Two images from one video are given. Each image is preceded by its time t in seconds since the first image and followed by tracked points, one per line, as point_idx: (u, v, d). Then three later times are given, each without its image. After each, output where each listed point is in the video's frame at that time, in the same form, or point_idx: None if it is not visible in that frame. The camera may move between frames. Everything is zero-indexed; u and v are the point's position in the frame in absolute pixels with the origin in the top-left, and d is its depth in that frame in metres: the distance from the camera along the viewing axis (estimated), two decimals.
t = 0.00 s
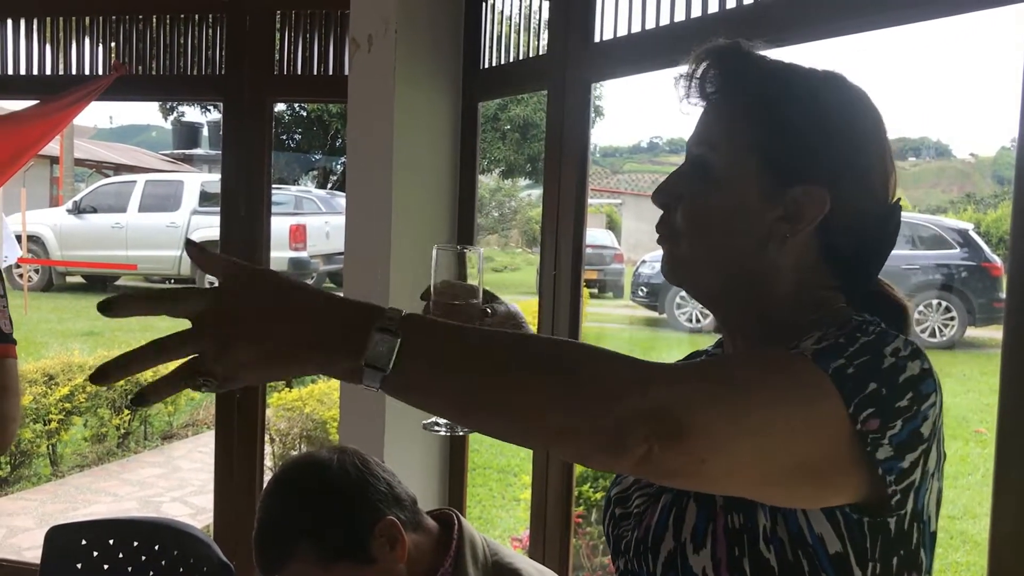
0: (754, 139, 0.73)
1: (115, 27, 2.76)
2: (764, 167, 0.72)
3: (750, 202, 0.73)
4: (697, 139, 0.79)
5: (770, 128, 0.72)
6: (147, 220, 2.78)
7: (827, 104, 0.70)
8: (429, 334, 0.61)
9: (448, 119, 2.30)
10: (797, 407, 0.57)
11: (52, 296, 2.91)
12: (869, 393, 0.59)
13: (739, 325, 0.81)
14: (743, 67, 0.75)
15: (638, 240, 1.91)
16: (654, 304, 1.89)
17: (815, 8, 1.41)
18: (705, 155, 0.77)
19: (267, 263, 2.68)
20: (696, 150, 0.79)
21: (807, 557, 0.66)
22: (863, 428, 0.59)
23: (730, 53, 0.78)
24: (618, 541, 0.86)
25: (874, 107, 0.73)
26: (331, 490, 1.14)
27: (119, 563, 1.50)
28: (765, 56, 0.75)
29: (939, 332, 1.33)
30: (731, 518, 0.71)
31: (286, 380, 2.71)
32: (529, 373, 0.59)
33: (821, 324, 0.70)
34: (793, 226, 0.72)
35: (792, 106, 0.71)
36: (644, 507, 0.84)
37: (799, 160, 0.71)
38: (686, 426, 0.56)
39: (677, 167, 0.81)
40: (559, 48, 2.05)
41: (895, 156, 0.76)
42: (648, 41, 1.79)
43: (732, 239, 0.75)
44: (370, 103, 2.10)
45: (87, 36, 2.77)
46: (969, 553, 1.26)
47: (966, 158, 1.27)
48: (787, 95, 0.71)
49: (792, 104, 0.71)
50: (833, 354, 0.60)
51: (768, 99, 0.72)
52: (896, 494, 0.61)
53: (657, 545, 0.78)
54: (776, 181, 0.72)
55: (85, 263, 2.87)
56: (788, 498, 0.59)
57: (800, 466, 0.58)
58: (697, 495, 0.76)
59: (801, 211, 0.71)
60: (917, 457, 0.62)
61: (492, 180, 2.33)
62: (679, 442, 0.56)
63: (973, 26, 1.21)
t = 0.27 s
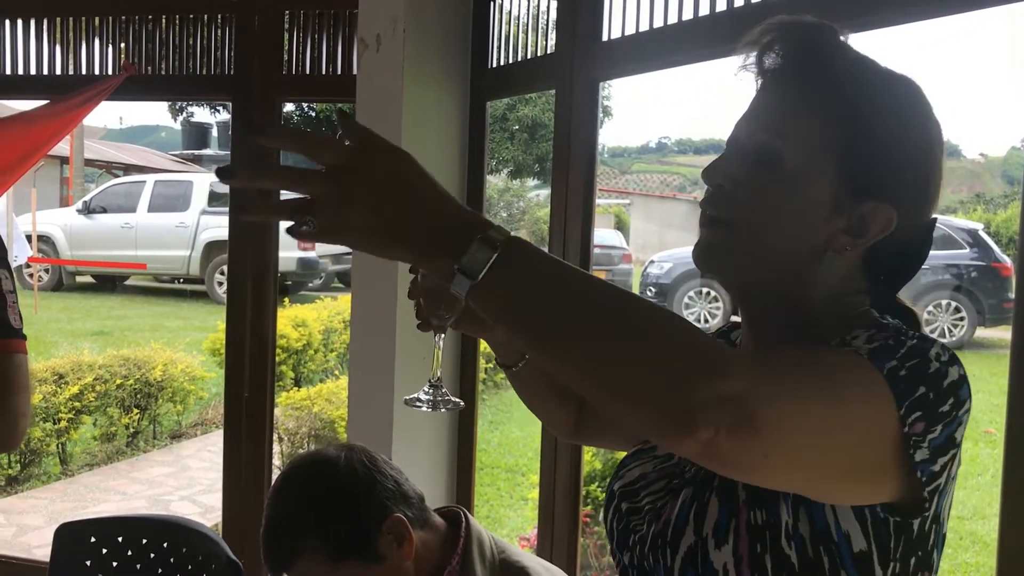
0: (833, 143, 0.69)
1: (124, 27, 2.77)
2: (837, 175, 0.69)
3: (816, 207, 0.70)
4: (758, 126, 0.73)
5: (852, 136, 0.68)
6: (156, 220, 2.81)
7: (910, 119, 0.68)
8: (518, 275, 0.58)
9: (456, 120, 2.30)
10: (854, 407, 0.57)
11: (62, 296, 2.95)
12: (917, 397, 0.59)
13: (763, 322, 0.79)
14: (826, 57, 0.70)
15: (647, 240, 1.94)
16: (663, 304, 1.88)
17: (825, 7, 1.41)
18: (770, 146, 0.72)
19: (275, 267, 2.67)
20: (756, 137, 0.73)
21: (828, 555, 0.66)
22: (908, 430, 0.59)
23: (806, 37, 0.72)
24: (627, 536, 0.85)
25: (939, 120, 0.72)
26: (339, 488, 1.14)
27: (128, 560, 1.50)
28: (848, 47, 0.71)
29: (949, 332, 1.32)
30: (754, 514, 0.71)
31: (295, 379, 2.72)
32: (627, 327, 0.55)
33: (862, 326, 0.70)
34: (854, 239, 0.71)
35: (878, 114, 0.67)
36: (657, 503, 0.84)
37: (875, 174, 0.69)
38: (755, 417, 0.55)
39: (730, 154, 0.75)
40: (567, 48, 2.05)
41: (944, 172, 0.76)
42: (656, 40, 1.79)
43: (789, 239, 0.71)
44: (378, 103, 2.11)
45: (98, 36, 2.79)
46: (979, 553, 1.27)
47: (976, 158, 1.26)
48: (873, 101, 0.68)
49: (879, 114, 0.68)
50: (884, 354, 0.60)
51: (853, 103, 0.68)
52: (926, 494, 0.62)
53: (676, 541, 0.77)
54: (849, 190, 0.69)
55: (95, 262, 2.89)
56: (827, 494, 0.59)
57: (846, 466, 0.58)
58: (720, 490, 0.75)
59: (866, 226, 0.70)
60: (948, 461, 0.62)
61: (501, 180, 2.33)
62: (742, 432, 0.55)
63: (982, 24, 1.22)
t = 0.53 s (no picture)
0: (896, 161, 0.68)
1: (130, 26, 2.77)
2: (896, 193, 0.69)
3: (873, 226, 0.70)
4: (812, 132, 0.70)
5: (920, 160, 0.69)
6: (162, 219, 2.81)
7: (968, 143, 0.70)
8: (646, 287, 0.62)
9: (461, 118, 2.30)
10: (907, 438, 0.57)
11: (69, 295, 2.96)
12: (961, 421, 0.60)
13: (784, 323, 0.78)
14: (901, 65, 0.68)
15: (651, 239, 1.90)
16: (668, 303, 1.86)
17: (833, 4, 1.41)
18: (829, 157, 0.69)
19: (281, 261, 2.68)
20: (808, 144, 0.70)
21: (850, 565, 0.67)
22: (951, 456, 0.60)
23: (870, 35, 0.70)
24: (634, 542, 0.84)
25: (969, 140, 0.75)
26: (345, 485, 1.14)
27: (134, 557, 1.51)
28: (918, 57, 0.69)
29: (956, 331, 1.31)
30: (776, 527, 0.71)
31: (301, 377, 2.71)
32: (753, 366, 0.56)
33: (884, 334, 0.72)
34: (897, 259, 0.73)
35: (947, 142, 0.69)
36: (664, 509, 0.82)
37: (934, 199, 0.70)
38: (833, 459, 0.55)
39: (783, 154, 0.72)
40: (572, 46, 2.05)
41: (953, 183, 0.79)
42: (661, 38, 1.79)
43: (841, 259, 0.70)
44: (383, 101, 2.11)
45: (104, 36, 2.79)
46: (984, 553, 1.26)
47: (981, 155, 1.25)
48: (944, 127, 0.68)
49: (946, 140, 0.69)
50: (929, 379, 0.60)
51: (924, 126, 0.68)
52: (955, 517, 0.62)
53: (694, 551, 0.77)
54: (903, 210, 0.70)
55: (102, 261, 2.90)
56: (876, 525, 0.59)
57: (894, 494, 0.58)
58: (741, 506, 0.74)
59: (910, 245, 0.72)
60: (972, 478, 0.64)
61: (506, 178, 2.33)
62: (819, 472, 0.55)
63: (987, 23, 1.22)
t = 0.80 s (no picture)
0: (919, 179, 0.69)
1: (134, 27, 2.77)
2: (920, 211, 0.71)
3: (895, 246, 0.72)
4: (835, 146, 0.71)
5: (944, 172, 0.69)
6: (166, 218, 2.82)
7: (995, 153, 0.71)
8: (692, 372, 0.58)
9: (464, 117, 2.30)
10: (947, 493, 0.58)
11: (73, 295, 2.96)
12: (990, 455, 0.62)
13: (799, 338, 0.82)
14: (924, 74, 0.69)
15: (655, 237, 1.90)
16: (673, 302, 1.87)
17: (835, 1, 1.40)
18: (850, 174, 0.70)
19: (285, 261, 2.69)
20: (832, 159, 0.71)
21: None
22: (981, 488, 0.62)
23: (887, 44, 0.72)
24: (645, 546, 0.84)
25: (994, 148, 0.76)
26: (347, 488, 1.14)
27: (138, 557, 1.51)
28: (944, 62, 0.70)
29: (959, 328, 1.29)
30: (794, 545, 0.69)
31: (304, 377, 2.73)
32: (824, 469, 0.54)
33: (905, 346, 0.74)
34: (919, 275, 0.75)
35: (974, 154, 0.69)
36: (675, 515, 0.82)
37: (960, 211, 0.71)
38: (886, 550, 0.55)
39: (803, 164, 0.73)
40: (575, 44, 2.04)
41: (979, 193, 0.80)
42: (664, 36, 1.78)
43: (863, 278, 0.72)
44: (386, 100, 2.11)
45: (107, 36, 2.79)
46: (990, 551, 1.26)
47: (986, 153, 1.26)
48: (971, 139, 0.69)
49: (973, 152, 0.69)
50: (965, 415, 0.61)
51: (950, 136, 0.69)
52: (979, 543, 0.65)
53: (709, 563, 0.76)
54: (927, 228, 0.72)
55: (106, 261, 2.90)
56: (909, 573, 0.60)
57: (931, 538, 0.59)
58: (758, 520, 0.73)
59: (931, 265, 0.74)
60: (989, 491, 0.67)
61: (510, 177, 2.33)
62: (870, 570, 0.55)
63: (990, 20, 1.21)
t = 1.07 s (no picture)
0: (905, 175, 0.72)
1: (136, 30, 2.78)
2: (908, 205, 0.73)
3: (883, 240, 0.74)
4: (821, 146, 0.75)
5: (930, 167, 0.71)
6: (169, 221, 2.82)
7: (986, 149, 0.72)
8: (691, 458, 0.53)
9: (465, 119, 2.30)
10: (958, 504, 0.57)
11: (77, 299, 2.97)
12: (996, 456, 0.60)
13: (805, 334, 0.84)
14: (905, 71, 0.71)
15: (659, 238, 1.96)
16: (675, 302, 1.91)
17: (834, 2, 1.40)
18: (837, 171, 0.74)
19: (287, 264, 2.69)
20: (820, 157, 0.75)
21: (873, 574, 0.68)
22: (987, 492, 0.61)
23: (875, 44, 0.75)
24: (651, 548, 0.84)
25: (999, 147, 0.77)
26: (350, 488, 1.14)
27: (141, 559, 1.51)
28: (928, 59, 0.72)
29: (962, 329, 1.30)
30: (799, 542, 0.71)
31: (307, 379, 2.73)
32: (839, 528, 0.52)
33: (909, 341, 0.73)
34: (914, 274, 0.76)
35: (960, 150, 0.71)
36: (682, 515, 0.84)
37: (950, 207, 0.73)
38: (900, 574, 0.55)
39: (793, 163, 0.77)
40: (576, 47, 2.05)
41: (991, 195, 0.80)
42: (665, 37, 1.79)
43: (852, 274, 0.75)
44: (388, 103, 2.11)
45: (109, 40, 2.80)
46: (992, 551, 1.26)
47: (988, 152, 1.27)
48: (955, 135, 0.70)
49: (960, 147, 0.71)
50: (970, 418, 0.60)
51: (935, 132, 0.71)
52: (988, 544, 0.63)
53: (715, 565, 0.76)
54: (919, 224, 0.74)
55: (110, 263, 2.91)
56: None
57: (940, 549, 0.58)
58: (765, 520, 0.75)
59: (927, 262, 0.75)
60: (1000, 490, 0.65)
61: (512, 179, 2.34)
62: None
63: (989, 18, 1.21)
